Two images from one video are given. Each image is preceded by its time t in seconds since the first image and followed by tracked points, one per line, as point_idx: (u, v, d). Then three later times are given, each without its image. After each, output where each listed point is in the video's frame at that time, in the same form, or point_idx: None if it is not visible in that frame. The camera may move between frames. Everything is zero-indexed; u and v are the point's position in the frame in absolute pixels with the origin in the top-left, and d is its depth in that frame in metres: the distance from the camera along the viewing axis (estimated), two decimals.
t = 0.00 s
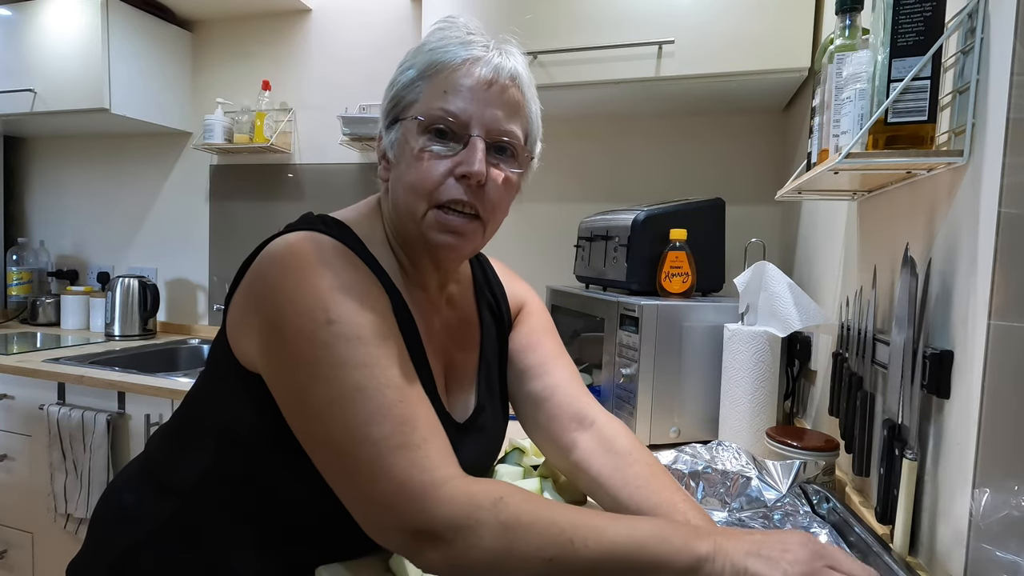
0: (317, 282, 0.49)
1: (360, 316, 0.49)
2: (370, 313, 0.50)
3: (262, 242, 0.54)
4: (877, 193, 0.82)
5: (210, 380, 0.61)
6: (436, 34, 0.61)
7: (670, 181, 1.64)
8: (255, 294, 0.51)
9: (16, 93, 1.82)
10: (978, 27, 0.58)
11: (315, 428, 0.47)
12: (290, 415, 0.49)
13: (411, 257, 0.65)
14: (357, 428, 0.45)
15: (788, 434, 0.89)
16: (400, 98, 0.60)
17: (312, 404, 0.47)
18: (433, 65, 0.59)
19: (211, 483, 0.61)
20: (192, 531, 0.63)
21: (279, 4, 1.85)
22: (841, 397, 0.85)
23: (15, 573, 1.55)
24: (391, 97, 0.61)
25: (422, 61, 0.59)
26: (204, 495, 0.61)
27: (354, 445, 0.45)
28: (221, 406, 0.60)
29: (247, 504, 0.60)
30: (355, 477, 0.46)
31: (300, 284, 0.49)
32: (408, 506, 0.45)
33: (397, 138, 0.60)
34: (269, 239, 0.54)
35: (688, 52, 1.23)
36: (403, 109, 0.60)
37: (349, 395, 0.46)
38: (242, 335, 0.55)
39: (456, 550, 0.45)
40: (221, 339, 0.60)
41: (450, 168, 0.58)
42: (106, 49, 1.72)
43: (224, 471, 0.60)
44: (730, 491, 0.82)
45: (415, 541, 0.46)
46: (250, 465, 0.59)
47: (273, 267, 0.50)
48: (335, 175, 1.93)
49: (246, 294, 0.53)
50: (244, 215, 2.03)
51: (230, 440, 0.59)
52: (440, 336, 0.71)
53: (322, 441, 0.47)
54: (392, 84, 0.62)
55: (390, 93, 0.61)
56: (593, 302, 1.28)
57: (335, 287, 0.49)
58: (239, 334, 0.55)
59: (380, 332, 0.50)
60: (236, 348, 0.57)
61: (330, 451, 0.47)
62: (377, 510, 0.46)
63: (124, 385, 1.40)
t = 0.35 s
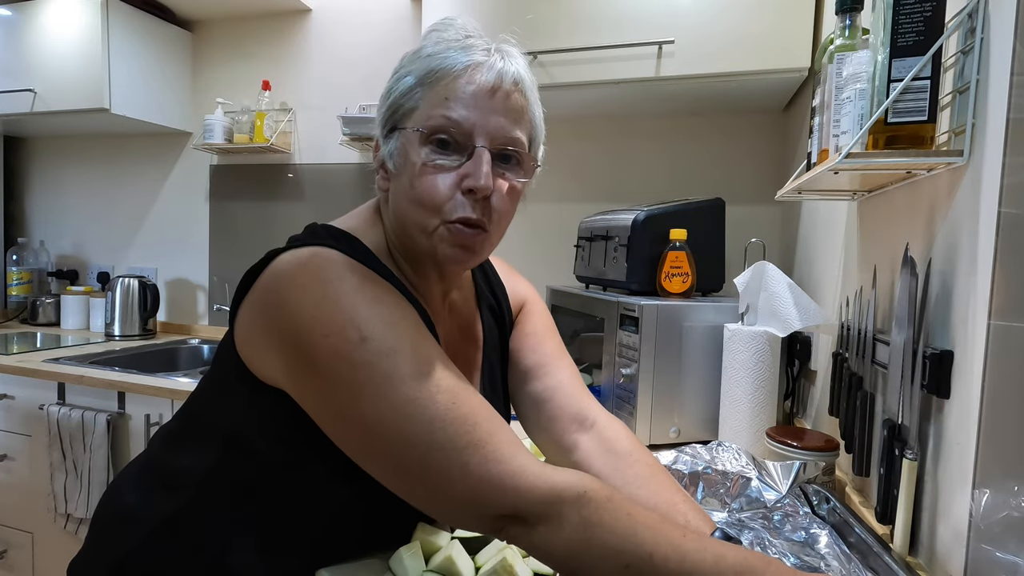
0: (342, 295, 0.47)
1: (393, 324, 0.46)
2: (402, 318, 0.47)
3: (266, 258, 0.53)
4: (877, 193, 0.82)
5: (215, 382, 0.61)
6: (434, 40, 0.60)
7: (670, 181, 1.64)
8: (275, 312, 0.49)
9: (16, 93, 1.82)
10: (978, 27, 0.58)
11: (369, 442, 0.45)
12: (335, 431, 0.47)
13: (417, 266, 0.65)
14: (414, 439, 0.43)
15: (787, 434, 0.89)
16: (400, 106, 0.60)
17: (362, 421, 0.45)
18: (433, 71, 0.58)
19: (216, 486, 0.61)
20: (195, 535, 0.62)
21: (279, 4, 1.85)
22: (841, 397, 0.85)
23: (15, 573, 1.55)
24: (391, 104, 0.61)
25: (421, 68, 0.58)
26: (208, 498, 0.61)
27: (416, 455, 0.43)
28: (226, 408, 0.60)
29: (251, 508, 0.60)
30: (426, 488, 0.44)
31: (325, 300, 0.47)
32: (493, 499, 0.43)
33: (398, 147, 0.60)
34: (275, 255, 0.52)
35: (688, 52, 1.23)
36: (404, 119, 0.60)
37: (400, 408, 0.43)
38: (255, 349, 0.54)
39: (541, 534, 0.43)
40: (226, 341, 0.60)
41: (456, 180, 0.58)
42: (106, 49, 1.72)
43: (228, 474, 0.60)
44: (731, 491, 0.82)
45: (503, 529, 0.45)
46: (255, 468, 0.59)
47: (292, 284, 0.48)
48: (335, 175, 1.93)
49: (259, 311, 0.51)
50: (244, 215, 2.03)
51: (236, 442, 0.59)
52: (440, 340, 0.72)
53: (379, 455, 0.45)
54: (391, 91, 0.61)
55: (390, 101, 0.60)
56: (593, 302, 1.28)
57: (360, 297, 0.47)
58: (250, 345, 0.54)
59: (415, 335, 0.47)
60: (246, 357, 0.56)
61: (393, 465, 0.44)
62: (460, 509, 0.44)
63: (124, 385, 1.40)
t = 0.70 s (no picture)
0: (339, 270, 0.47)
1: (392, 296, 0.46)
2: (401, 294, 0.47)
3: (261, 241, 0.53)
4: (877, 193, 0.82)
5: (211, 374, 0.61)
6: (472, 40, 0.57)
7: (670, 181, 1.64)
8: (270, 290, 0.49)
9: (16, 93, 1.82)
10: (978, 27, 0.58)
11: (369, 414, 0.44)
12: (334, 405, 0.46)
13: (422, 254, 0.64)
14: (415, 405, 0.42)
15: (787, 434, 0.89)
16: (432, 103, 0.56)
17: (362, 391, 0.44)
18: (480, 77, 0.55)
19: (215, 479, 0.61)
20: (196, 526, 0.62)
21: (279, 4, 1.85)
22: (841, 398, 0.85)
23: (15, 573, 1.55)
24: (420, 97, 0.57)
25: (466, 70, 0.55)
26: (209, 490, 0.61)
27: (417, 421, 0.42)
28: (224, 400, 0.60)
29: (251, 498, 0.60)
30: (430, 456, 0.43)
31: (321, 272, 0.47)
32: (498, 466, 0.42)
33: (428, 145, 0.57)
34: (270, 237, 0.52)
35: (688, 52, 1.23)
36: (436, 117, 0.57)
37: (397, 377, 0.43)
38: (251, 335, 0.53)
39: (546, 499, 0.43)
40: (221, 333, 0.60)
41: (491, 189, 0.58)
42: (106, 49, 1.72)
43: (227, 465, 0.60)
44: (731, 492, 0.82)
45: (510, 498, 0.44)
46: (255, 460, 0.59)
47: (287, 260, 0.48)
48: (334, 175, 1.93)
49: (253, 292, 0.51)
50: (244, 215, 2.03)
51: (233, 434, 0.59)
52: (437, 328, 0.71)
53: (381, 426, 0.44)
54: (419, 85, 0.57)
55: (420, 96, 0.56)
56: (593, 302, 1.28)
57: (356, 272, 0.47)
58: (246, 331, 0.54)
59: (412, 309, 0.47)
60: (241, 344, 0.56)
61: (396, 437, 0.44)
62: (465, 478, 0.43)
63: (124, 385, 1.40)
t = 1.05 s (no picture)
0: (314, 260, 0.49)
1: (364, 287, 0.48)
2: (379, 285, 0.50)
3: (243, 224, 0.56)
4: (878, 193, 0.82)
5: (193, 369, 0.62)
6: (497, 58, 0.61)
7: (670, 181, 1.64)
8: (250, 281, 0.52)
9: (16, 93, 1.82)
10: (978, 27, 0.58)
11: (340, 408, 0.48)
12: (306, 399, 0.50)
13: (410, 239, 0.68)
14: (382, 401, 0.46)
15: (788, 434, 0.89)
16: (462, 112, 0.59)
17: (336, 383, 0.47)
18: (505, 99, 0.61)
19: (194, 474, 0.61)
20: (173, 524, 0.62)
21: (279, 4, 1.85)
22: (841, 398, 0.85)
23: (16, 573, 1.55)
24: (451, 105, 0.59)
25: (495, 90, 0.60)
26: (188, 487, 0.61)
27: (384, 415, 0.46)
28: (208, 393, 0.61)
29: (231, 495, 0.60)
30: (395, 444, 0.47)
31: (295, 265, 0.49)
32: (455, 460, 0.46)
33: (451, 151, 0.60)
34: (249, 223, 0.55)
35: (688, 52, 1.23)
36: (463, 125, 0.60)
37: (367, 373, 0.46)
38: (229, 325, 0.56)
39: (505, 490, 0.47)
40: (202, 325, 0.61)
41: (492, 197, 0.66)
42: (106, 49, 1.72)
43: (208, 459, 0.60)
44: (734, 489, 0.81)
45: (465, 494, 0.48)
46: (237, 454, 0.59)
47: (265, 251, 0.51)
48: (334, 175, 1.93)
49: (233, 283, 0.54)
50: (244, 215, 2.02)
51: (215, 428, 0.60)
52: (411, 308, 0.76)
53: (349, 420, 0.48)
54: (450, 90, 0.59)
55: (451, 104, 0.59)
56: (592, 302, 1.28)
57: (330, 260, 0.49)
58: (224, 320, 0.56)
59: (386, 299, 0.49)
60: (218, 333, 0.58)
61: (366, 427, 0.47)
62: (422, 472, 0.47)
63: (124, 385, 1.40)
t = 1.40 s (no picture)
0: (390, 259, 0.53)
1: (438, 284, 0.54)
2: (440, 282, 0.55)
3: (291, 221, 0.57)
4: (877, 193, 0.82)
5: (206, 367, 0.62)
6: (496, 67, 0.62)
7: (670, 181, 1.64)
8: (315, 277, 0.53)
9: (16, 93, 1.82)
10: (978, 27, 0.58)
11: (420, 392, 0.53)
12: (378, 388, 0.54)
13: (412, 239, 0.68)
14: (465, 385, 0.53)
15: (788, 434, 0.89)
16: (466, 120, 0.60)
17: (419, 371, 0.52)
18: (506, 106, 0.62)
19: (204, 473, 0.61)
20: (191, 529, 0.61)
21: (279, 4, 1.85)
22: (841, 398, 0.85)
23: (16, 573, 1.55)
24: (457, 113, 0.59)
25: (498, 97, 0.61)
26: (195, 486, 0.62)
27: (465, 398, 0.53)
28: (217, 392, 0.61)
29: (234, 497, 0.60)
30: (468, 426, 0.54)
31: (371, 263, 0.52)
32: (521, 432, 0.55)
33: (457, 156, 0.61)
34: (304, 220, 0.56)
35: (688, 52, 1.23)
36: (467, 132, 0.61)
37: (450, 361, 0.52)
38: (278, 319, 0.56)
39: (557, 456, 0.57)
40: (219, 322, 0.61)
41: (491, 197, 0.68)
42: (106, 49, 1.72)
43: (219, 458, 0.61)
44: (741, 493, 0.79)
45: (524, 459, 0.57)
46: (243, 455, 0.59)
47: (334, 248, 0.53)
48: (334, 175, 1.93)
49: (291, 279, 0.55)
50: (244, 215, 2.02)
51: (226, 426, 0.60)
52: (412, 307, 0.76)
53: (428, 402, 0.53)
54: (455, 99, 0.59)
55: (457, 112, 0.59)
56: (592, 302, 1.28)
57: (405, 259, 0.53)
58: (273, 315, 0.57)
59: (453, 297, 0.55)
60: (258, 328, 0.58)
61: (443, 411, 0.53)
62: (495, 443, 0.55)
63: (124, 385, 1.40)
